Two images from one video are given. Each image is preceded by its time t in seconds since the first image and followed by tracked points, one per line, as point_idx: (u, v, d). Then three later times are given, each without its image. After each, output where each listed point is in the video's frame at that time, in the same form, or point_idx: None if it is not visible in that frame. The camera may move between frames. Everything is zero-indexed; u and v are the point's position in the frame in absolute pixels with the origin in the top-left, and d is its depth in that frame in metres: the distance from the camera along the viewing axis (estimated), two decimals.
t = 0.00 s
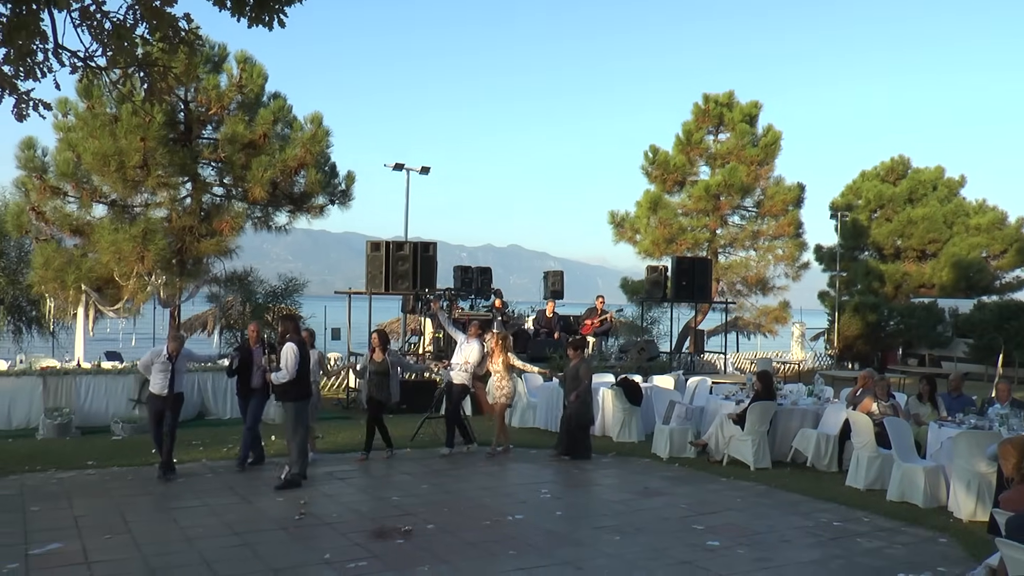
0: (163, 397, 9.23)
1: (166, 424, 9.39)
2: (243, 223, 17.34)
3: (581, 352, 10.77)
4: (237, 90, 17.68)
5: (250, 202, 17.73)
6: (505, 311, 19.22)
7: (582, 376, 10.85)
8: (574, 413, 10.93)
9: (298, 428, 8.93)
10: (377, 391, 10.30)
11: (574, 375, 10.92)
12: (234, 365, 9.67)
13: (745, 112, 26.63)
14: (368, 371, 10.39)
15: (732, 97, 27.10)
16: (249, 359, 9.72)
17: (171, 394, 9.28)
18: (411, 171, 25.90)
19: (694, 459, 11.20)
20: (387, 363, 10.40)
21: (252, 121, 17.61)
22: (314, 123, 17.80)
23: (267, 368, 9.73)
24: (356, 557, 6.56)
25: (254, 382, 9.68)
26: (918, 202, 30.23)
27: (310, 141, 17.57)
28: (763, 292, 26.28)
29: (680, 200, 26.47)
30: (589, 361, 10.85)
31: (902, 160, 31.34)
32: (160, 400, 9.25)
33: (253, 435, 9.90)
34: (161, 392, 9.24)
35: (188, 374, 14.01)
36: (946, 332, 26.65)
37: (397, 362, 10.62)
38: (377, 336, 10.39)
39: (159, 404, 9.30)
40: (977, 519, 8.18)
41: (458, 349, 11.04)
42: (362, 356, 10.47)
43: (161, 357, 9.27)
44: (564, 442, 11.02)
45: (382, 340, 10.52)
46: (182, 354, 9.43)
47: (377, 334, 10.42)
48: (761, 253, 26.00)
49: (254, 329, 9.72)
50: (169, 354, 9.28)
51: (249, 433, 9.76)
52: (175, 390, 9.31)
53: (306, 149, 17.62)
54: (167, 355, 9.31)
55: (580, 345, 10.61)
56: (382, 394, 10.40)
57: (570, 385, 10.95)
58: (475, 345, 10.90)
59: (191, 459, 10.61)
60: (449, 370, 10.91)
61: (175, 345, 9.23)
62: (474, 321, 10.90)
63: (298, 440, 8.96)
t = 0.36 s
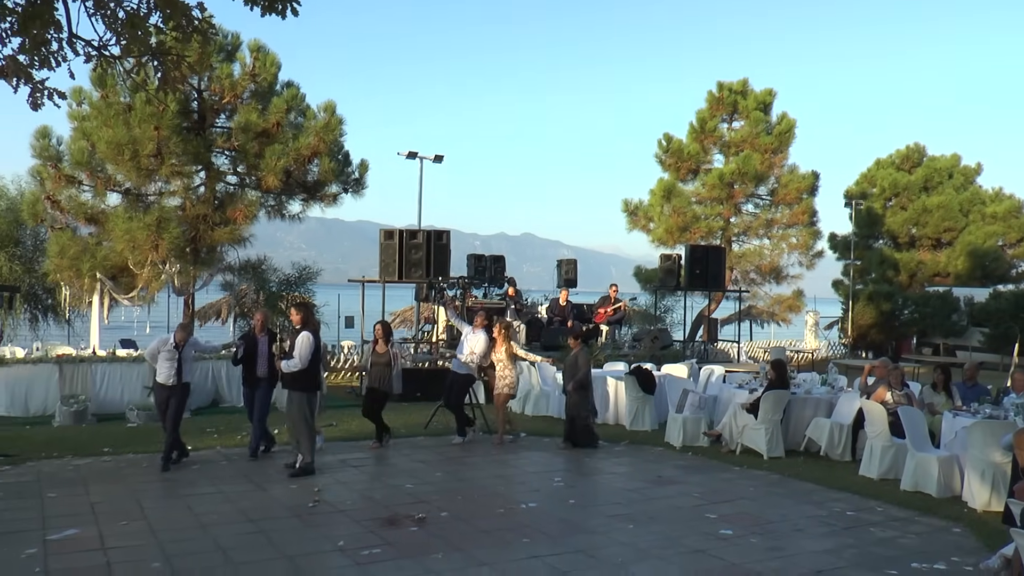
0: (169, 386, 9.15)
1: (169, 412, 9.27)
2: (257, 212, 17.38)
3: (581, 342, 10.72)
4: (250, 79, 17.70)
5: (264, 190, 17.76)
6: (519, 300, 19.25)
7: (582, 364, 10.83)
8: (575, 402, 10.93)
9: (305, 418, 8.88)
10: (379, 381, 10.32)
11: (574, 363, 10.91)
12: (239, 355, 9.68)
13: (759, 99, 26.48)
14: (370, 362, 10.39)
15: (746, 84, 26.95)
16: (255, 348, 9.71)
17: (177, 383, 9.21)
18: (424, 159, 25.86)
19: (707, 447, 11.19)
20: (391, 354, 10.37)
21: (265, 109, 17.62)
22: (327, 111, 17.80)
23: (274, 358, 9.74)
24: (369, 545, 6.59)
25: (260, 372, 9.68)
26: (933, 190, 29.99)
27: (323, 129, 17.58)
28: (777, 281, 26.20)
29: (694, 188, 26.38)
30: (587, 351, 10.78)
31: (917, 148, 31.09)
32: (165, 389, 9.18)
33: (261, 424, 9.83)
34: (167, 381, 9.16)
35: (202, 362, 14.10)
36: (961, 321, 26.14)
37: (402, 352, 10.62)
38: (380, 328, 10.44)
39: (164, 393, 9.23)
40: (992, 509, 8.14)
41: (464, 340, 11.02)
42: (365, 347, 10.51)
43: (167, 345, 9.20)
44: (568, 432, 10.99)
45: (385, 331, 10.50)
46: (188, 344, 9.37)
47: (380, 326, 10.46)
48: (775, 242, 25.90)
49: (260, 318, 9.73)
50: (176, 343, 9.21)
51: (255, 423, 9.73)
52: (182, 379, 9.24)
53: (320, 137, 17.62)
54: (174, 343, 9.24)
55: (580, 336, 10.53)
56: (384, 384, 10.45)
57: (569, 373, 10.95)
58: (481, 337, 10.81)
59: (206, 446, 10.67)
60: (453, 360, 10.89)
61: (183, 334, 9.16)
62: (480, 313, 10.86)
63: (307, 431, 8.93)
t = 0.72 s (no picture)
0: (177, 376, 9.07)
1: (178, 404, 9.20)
2: (271, 202, 17.41)
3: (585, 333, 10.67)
4: (264, 70, 17.72)
5: (277, 180, 17.80)
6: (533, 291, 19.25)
7: (584, 355, 10.84)
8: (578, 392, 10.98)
9: (317, 409, 8.88)
10: (389, 368, 10.34)
11: (577, 354, 10.91)
12: (247, 345, 9.72)
13: (774, 89, 26.33)
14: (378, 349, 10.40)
15: (761, 74, 26.80)
16: (262, 339, 9.78)
17: (185, 374, 9.13)
18: (438, 149, 25.80)
19: (721, 439, 11.18)
20: (399, 342, 10.40)
21: (279, 100, 17.63)
22: (340, 102, 17.80)
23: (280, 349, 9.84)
24: (383, 534, 6.62)
25: (268, 361, 9.78)
26: (949, 180, 29.77)
27: (336, 120, 17.59)
28: (791, 271, 26.11)
29: (708, 178, 26.28)
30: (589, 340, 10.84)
31: (933, 138, 30.83)
32: (173, 380, 9.09)
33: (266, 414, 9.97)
34: (175, 372, 9.08)
35: (217, 353, 14.19)
36: (977, 312, 26.16)
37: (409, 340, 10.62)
38: (387, 315, 10.31)
39: (172, 384, 9.14)
40: (1007, 501, 8.10)
41: (469, 329, 10.99)
42: (372, 333, 10.43)
43: (174, 336, 9.15)
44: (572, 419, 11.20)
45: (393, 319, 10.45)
46: (195, 336, 9.34)
47: (387, 312, 10.34)
48: (789, 232, 25.78)
49: (267, 308, 9.80)
50: (184, 334, 9.18)
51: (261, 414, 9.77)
52: (189, 370, 9.17)
53: (333, 128, 17.65)
54: (182, 335, 9.20)
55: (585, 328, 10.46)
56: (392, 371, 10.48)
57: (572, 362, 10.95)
58: (488, 326, 10.84)
59: (221, 436, 10.73)
60: (460, 348, 10.93)
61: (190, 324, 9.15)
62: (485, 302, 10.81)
63: (321, 422, 8.92)
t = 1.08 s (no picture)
0: (179, 365, 9.08)
1: (182, 395, 9.25)
2: (284, 194, 17.43)
3: (584, 324, 10.80)
4: (277, 62, 17.72)
5: (291, 172, 17.83)
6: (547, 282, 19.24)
7: (584, 347, 10.95)
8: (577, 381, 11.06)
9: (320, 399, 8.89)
10: (397, 360, 10.29)
11: (576, 347, 11.01)
12: (248, 338, 9.65)
13: (788, 80, 26.19)
14: (386, 342, 10.38)
15: (775, 64, 26.65)
16: (264, 332, 9.70)
17: (187, 363, 9.13)
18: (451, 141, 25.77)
19: (734, 431, 11.16)
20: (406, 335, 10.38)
21: (292, 92, 17.64)
22: (354, 94, 17.80)
23: (283, 341, 9.77)
24: (396, 525, 6.64)
25: (271, 354, 9.71)
26: (965, 171, 29.52)
27: (350, 112, 17.59)
28: (805, 263, 26.00)
29: (722, 169, 26.17)
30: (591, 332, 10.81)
31: (950, 128, 30.58)
32: (175, 369, 9.09)
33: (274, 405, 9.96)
34: (178, 360, 9.09)
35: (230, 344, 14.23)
36: (991, 305, 26.34)
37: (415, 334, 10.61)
38: (394, 307, 10.33)
39: (173, 374, 9.12)
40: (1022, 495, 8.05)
41: (468, 322, 10.99)
42: (379, 327, 10.41)
43: (177, 326, 9.16)
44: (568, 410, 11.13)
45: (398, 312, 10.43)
46: (198, 325, 9.35)
47: (394, 304, 10.35)
48: (803, 224, 25.66)
49: (269, 301, 9.70)
50: (186, 324, 9.19)
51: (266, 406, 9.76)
52: (192, 360, 9.18)
53: (346, 120, 17.67)
54: (185, 324, 9.21)
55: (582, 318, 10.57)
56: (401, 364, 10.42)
57: (571, 356, 11.02)
58: (486, 319, 10.86)
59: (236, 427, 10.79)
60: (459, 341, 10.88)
61: (193, 313, 9.17)
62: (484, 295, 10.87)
63: (324, 411, 8.94)
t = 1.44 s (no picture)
0: (174, 358, 9.09)
1: (181, 386, 9.30)
2: (294, 186, 17.44)
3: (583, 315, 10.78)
4: (287, 55, 17.71)
5: (301, 165, 17.86)
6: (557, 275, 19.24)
7: (583, 339, 10.85)
8: (579, 374, 11.02)
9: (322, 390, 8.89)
10: (398, 351, 10.31)
11: (575, 339, 10.95)
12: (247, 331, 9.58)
13: (799, 72, 26.04)
14: (386, 333, 10.36)
15: (787, 56, 26.52)
16: (262, 324, 9.63)
17: (183, 356, 9.17)
18: (460, 133, 25.76)
19: (744, 424, 11.15)
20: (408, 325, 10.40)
21: (302, 85, 17.64)
22: (364, 86, 17.77)
23: (281, 333, 9.72)
24: (407, 517, 6.66)
25: (270, 346, 9.66)
26: (977, 164, 29.27)
27: (360, 104, 17.57)
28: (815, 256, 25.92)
29: (732, 162, 26.09)
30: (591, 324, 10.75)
31: (962, 120, 30.36)
32: (171, 361, 9.10)
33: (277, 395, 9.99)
34: (173, 354, 9.09)
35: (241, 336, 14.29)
36: (1004, 298, 25.93)
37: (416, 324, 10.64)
38: (398, 298, 10.33)
39: (171, 367, 9.14)
40: None
41: (465, 313, 10.92)
42: (379, 318, 10.38)
43: (173, 318, 9.09)
44: (568, 402, 11.16)
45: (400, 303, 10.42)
46: (195, 316, 9.27)
47: (396, 296, 10.36)
48: (813, 217, 25.56)
49: (268, 294, 9.59)
50: (183, 316, 9.13)
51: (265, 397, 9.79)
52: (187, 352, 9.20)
53: (356, 113, 17.63)
54: (181, 317, 9.14)
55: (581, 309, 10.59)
56: (402, 355, 10.44)
57: (571, 350, 10.96)
58: (484, 309, 10.80)
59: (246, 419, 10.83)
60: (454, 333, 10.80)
61: (191, 306, 9.09)
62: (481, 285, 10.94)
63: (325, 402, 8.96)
